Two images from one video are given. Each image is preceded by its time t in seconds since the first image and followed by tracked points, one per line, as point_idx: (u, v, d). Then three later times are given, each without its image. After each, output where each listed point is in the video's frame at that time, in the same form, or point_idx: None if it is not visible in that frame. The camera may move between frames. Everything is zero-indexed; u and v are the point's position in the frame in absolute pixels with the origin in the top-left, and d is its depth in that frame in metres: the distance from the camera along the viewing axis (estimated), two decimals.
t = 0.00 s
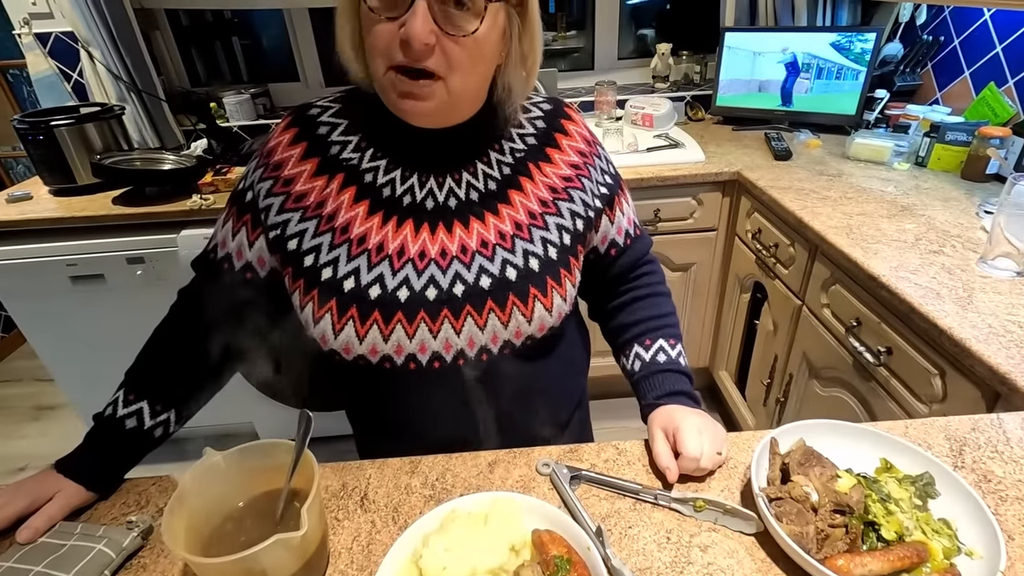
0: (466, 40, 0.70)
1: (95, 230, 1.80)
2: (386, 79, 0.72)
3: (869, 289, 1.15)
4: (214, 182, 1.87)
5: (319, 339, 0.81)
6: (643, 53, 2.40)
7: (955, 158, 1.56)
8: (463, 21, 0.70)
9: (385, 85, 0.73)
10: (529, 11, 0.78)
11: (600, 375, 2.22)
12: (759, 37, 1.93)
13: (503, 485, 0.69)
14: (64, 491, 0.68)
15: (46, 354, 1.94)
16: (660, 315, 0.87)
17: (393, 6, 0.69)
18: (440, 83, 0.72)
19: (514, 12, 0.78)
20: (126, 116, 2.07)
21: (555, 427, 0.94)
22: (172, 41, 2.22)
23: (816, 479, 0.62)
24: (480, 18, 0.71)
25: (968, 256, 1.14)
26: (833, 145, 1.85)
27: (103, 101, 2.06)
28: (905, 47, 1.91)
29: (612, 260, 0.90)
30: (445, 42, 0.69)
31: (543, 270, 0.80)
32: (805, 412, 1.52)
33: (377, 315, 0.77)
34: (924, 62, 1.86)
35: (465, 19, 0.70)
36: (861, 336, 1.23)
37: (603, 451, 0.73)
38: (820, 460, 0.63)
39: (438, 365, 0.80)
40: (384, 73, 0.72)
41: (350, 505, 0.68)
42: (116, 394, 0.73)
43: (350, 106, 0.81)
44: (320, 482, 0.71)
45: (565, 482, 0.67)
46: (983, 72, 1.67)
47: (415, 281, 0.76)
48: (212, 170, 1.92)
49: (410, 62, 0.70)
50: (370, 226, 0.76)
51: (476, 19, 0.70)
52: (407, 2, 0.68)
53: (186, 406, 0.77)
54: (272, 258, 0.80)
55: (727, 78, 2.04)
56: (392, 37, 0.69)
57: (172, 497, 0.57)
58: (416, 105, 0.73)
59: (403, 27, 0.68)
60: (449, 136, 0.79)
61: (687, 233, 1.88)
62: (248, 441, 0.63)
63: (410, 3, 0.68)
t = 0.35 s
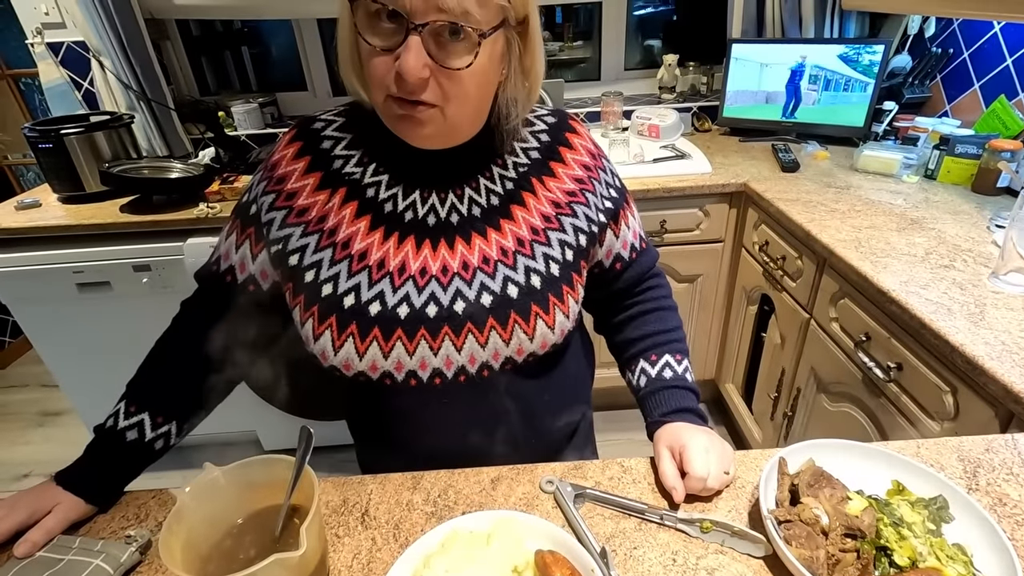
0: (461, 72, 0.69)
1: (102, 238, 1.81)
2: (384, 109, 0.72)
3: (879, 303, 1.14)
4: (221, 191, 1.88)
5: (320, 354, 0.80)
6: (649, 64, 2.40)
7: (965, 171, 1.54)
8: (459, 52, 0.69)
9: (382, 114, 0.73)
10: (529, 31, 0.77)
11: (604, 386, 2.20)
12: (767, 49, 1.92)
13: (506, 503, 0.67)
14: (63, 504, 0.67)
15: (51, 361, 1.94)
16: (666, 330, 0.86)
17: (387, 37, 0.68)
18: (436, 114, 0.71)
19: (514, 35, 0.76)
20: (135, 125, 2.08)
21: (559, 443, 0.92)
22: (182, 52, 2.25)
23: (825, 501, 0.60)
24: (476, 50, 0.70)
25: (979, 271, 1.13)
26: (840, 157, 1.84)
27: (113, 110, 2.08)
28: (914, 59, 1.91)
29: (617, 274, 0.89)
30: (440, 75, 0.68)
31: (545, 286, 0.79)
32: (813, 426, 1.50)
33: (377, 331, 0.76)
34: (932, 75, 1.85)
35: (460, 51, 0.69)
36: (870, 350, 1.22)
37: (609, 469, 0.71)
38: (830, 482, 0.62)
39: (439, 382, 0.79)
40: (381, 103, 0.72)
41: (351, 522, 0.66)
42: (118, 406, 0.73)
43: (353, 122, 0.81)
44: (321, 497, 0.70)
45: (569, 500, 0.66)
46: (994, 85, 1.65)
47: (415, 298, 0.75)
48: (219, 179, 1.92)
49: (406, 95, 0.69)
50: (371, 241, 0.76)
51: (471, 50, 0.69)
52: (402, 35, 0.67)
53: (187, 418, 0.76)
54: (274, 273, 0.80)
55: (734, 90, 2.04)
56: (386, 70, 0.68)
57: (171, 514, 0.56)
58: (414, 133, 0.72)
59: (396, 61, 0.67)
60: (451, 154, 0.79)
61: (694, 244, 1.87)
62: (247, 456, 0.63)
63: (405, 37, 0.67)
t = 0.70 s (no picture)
0: (465, 76, 0.69)
1: (109, 243, 1.82)
2: (388, 115, 0.72)
3: (887, 314, 1.13)
4: (228, 197, 1.88)
5: (325, 360, 0.80)
6: (656, 73, 2.40)
7: (973, 182, 1.53)
8: (462, 59, 0.69)
9: (387, 121, 0.73)
10: (534, 38, 0.77)
11: (609, 396, 2.19)
12: (773, 58, 1.92)
13: (510, 514, 0.67)
14: (64, 511, 0.67)
15: (57, 365, 1.95)
16: (672, 340, 0.85)
17: (392, 44, 0.69)
18: (441, 119, 0.71)
19: (519, 43, 0.76)
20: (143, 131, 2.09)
21: (563, 453, 0.91)
22: (191, 59, 2.27)
23: (834, 516, 0.59)
24: (479, 56, 0.69)
25: (990, 282, 1.12)
26: (848, 167, 1.83)
27: (122, 116, 2.09)
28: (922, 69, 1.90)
29: (624, 282, 0.88)
30: (444, 81, 0.68)
31: (552, 292, 0.79)
32: (820, 438, 1.48)
33: (383, 336, 0.76)
34: (940, 85, 1.84)
35: (463, 57, 0.69)
36: (878, 362, 1.20)
37: (614, 481, 0.70)
38: (840, 497, 0.61)
39: (444, 389, 0.79)
40: (386, 110, 0.72)
41: (353, 532, 0.66)
42: (122, 412, 0.72)
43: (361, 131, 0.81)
44: (324, 506, 0.69)
45: (574, 512, 0.65)
46: (1003, 94, 1.65)
47: (421, 303, 0.75)
48: (226, 185, 1.93)
49: (410, 100, 0.69)
50: (377, 247, 0.76)
51: (475, 56, 0.69)
52: (405, 42, 0.68)
53: (191, 425, 0.76)
54: (280, 279, 0.80)
55: (740, 99, 2.03)
56: (390, 76, 0.68)
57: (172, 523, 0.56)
58: (419, 139, 0.72)
59: (400, 67, 0.67)
60: (458, 161, 0.79)
61: (700, 253, 1.86)
62: (250, 464, 0.62)
63: (408, 44, 0.67)
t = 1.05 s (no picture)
0: (465, 88, 0.69)
1: (114, 248, 1.83)
2: (388, 126, 0.72)
3: (890, 324, 1.13)
4: (232, 203, 1.89)
5: (326, 368, 0.80)
6: (659, 82, 2.41)
7: (977, 192, 1.53)
8: (462, 70, 0.69)
9: (387, 132, 0.73)
10: (536, 49, 0.77)
11: (611, 404, 2.19)
12: (776, 67, 1.92)
13: (508, 524, 0.66)
14: (64, 515, 0.67)
15: (61, 369, 1.96)
16: (674, 349, 0.85)
17: (393, 55, 0.69)
18: (442, 130, 0.71)
19: (519, 54, 0.76)
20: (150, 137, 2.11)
21: (565, 462, 0.91)
22: (198, 66, 2.29)
23: (835, 528, 0.59)
24: (479, 68, 0.70)
25: (994, 292, 1.12)
26: (851, 176, 1.83)
27: (130, 123, 2.11)
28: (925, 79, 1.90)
29: (625, 291, 0.88)
30: (444, 92, 0.69)
31: (551, 302, 0.79)
32: (823, 448, 1.47)
33: (382, 344, 0.76)
34: (944, 95, 1.84)
35: (463, 68, 0.69)
36: (882, 372, 1.20)
37: (615, 492, 0.70)
38: (841, 510, 0.61)
39: (444, 397, 0.78)
40: (386, 121, 0.72)
41: (351, 539, 0.66)
42: (123, 417, 0.72)
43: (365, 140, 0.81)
44: (322, 512, 0.69)
45: (573, 522, 0.65)
46: (1007, 105, 1.65)
47: (421, 312, 0.75)
48: (231, 192, 1.94)
49: (410, 112, 0.69)
50: (379, 256, 0.76)
51: (475, 68, 0.70)
52: (405, 54, 0.68)
53: (191, 430, 0.76)
54: (281, 286, 0.80)
55: (743, 108, 2.04)
56: (390, 87, 0.69)
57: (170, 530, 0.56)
58: (419, 151, 0.73)
59: (399, 79, 0.68)
60: (460, 170, 0.79)
61: (702, 261, 1.86)
62: (247, 471, 0.62)
63: (408, 56, 0.68)
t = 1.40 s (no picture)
0: (508, 96, 0.71)
1: (126, 258, 1.85)
2: (430, 147, 0.72)
3: (901, 342, 1.12)
4: (243, 215, 1.91)
5: (335, 379, 0.80)
6: (667, 98, 2.42)
7: (988, 211, 1.52)
8: (504, 79, 0.70)
9: (428, 152, 0.73)
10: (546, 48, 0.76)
11: (618, 420, 2.17)
12: (784, 85, 1.93)
13: (513, 540, 0.66)
14: (69, 525, 0.67)
15: (70, 378, 1.97)
16: (682, 364, 0.84)
17: (432, 78, 0.68)
18: (485, 142, 0.73)
19: (536, 59, 0.76)
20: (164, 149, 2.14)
21: (571, 477, 0.90)
22: (213, 80, 2.33)
23: (847, 550, 0.58)
24: (518, 73, 0.71)
25: (1007, 311, 1.11)
26: (860, 194, 1.82)
27: (144, 135, 2.14)
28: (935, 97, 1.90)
29: (632, 303, 0.88)
30: (489, 104, 0.70)
31: (561, 316, 0.79)
32: (833, 468, 1.45)
33: (391, 357, 0.76)
34: (953, 113, 1.84)
35: (503, 77, 0.70)
36: (893, 392, 1.18)
37: (621, 510, 0.69)
38: (852, 531, 0.60)
39: (452, 410, 0.78)
40: (427, 142, 0.72)
41: (355, 553, 0.65)
42: (130, 426, 0.73)
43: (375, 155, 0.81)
44: (326, 526, 0.69)
45: (578, 540, 0.64)
46: (1017, 123, 1.64)
47: (430, 325, 0.75)
48: (242, 203, 1.96)
49: (458, 129, 0.70)
50: (388, 269, 0.76)
51: (513, 75, 0.71)
52: (448, 74, 0.68)
53: (197, 440, 0.76)
54: (292, 297, 0.80)
55: (751, 125, 2.04)
56: (435, 110, 0.69)
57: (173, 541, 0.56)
58: (465, 164, 0.73)
59: (448, 99, 0.68)
60: (475, 183, 0.80)
61: (710, 277, 1.85)
62: (252, 483, 0.62)
63: (452, 75, 0.68)
